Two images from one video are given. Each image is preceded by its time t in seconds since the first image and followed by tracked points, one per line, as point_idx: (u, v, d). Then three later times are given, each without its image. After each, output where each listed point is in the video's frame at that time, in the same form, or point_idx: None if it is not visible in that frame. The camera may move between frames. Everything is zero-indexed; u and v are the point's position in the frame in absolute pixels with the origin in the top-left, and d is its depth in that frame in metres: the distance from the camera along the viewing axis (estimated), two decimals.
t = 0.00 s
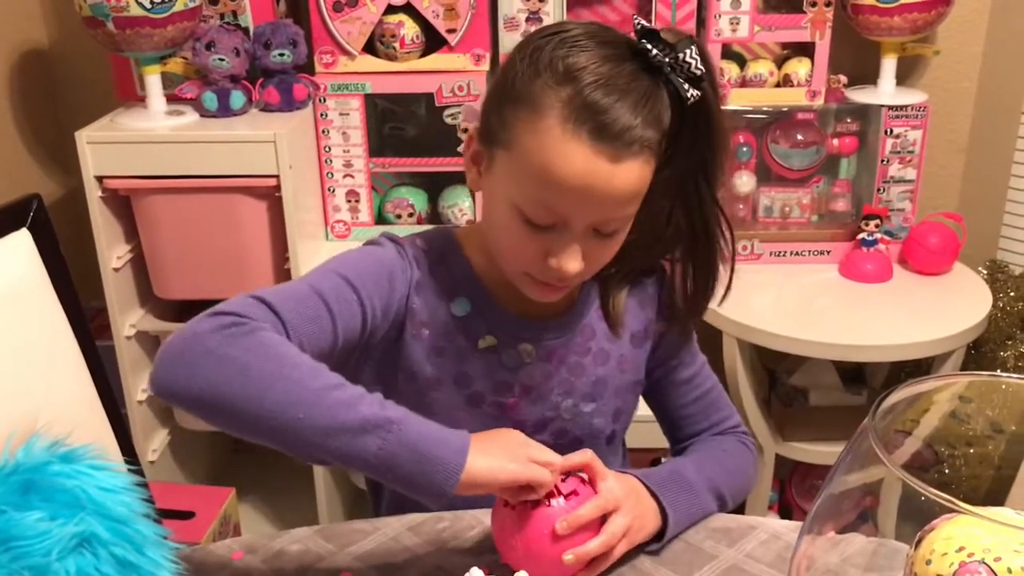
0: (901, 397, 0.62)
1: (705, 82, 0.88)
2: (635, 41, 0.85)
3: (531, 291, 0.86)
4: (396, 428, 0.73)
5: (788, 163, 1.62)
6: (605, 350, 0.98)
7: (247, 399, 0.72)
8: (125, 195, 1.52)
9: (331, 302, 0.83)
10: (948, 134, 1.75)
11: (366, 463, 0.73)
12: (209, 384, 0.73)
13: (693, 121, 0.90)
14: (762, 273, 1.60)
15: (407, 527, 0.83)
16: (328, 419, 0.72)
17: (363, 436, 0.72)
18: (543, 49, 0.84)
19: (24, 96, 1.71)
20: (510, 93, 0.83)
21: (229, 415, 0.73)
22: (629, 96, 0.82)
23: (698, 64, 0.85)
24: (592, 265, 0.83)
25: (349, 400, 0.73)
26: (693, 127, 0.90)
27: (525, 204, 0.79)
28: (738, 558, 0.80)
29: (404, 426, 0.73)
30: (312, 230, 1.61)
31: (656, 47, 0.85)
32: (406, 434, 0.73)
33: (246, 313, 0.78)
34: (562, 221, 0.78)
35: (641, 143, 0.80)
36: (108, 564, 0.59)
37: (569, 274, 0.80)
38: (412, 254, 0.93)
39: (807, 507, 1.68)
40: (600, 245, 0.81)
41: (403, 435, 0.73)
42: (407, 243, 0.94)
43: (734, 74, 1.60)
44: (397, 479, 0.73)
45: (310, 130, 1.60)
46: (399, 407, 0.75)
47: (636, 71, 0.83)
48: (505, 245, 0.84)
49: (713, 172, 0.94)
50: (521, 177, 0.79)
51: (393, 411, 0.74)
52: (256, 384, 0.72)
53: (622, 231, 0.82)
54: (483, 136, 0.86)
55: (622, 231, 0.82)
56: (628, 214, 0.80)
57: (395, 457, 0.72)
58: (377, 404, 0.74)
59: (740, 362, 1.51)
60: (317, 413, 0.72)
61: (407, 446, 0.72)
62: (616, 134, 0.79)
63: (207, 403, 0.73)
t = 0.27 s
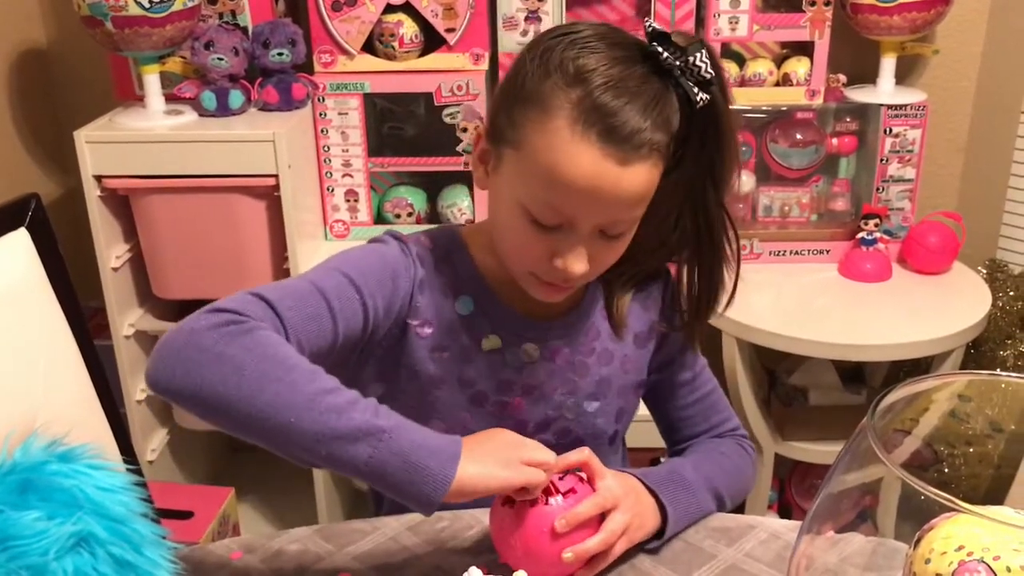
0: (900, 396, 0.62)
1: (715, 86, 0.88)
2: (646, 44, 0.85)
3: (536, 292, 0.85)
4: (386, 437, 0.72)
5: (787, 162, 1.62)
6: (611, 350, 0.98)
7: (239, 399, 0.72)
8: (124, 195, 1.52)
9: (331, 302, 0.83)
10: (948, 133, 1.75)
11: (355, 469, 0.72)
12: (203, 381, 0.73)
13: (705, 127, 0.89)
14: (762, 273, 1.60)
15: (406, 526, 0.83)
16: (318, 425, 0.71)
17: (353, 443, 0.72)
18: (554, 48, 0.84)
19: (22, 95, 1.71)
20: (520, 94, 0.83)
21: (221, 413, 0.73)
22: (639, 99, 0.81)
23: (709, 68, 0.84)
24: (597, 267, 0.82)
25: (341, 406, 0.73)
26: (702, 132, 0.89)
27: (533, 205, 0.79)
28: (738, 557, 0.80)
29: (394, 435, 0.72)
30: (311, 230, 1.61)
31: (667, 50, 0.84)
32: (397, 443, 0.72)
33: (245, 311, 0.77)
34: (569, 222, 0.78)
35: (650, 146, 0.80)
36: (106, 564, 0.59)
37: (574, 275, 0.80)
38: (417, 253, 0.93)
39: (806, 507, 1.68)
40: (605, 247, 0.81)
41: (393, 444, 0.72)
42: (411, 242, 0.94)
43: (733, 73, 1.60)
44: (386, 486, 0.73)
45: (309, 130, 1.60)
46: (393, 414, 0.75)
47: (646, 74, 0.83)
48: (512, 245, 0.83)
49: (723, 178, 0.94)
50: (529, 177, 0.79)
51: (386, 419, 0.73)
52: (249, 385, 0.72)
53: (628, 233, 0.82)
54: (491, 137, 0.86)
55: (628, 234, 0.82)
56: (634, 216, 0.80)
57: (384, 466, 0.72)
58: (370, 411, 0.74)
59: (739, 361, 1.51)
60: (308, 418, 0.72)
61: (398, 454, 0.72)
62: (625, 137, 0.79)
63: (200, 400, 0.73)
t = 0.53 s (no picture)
0: (899, 393, 0.62)
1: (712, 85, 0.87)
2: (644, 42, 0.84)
3: (533, 289, 0.86)
4: (390, 430, 0.73)
5: (787, 161, 1.62)
6: (608, 348, 0.98)
7: (241, 395, 0.72)
8: (123, 194, 1.52)
9: (331, 300, 0.83)
10: (948, 131, 1.75)
11: (359, 463, 0.72)
12: (204, 378, 0.73)
13: (705, 125, 0.89)
14: (761, 272, 1.60)
15: (404, 526, 0.83)
16: (322, 420, 0.72)
17: (358, 435, 0.72)
18: (550, 46, 0.83)
19: (20, 95, 1.70)
20: (516, 92, 0.83)
21: (222, 410, 0.72)
22: (636, 97, 0.81)
23: (707, 67, 0.83)
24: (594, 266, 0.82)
25: (345, 401, 0.73)
26: (699, 131, 0.89)
27: (529, 204, 0.79)
28: (737, 556, 0.80)
29: (400, 428, 0.73)
30: (310, 229, 1.61)
31: (665, 49, 0.84)
32: (400, 436, 0.73)
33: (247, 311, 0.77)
34: (565, 220, 0.78)
35: (647, 145, 0.80)
36: (104, 563, 0.57)
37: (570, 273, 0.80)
38: (416, 251, 0.93)
39: (806, 505, 1.68)
40: (603, 247, 0.81)
41: (399, 436, 0.73)
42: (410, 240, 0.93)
43: (733, 71, 1.60)
44: (389, 479, 0.73)
45: (308, 129, 1.60)
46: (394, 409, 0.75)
47: (643, 72, 0.83)
48: (508, 244, 0.83)
49: (721, 176, 0.94)
50: (524, 175, 0.79)
51: (388, 413, 0.74)
52: (252, 380, 0.72)
53: (623, 233, 0.82)
54: (488, 134, 0.86)
55: (625, 233, 0.83)
56: (632, 215, 0.80)
57: (389, 458, 0.72)
58: (372, 406, 0.74)
59: (739, 359, 1.51)
60: (312, 412, 0.72)
61: (401, 447, 0.72)
62: (622, 136, 0.78)
63: (201, 397, 0.73)
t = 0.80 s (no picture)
0: (899, 393, 0.62)
1: (705, 81, 0.87)
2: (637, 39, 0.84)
3: (527, 287, 0.85)
4: (333, 437, 0.69)
5: (786, 159, 1.62)
6: (605, 346, 0.98)
7: (181, 416, 0.69)
8: (122, 194, 1.52)
9: (303, 313, 0.82)
10: (947, 130, 1.75)
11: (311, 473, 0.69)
12: (155, 398, 0.70)
13: (700, 122, 0.89)
14: (760, 271, 1.60)
15: (404, 526, 0.83)
16: (270, 430, 0.69)
17: (307, 443, 0.69)
18: (541, 45, 0.83)
19: (20, 95, 1.71)
20: (508, 91, 0.83)
21: (177, 430, 0.70)
22: (627, 95, 0.81)
23: (702, 63, 0.84)
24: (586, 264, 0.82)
25: (293, 408, 0.70)
26: (695, 127, 0.89)
27: (521, 203, 0.79)
28: (737, 555, 0.80)
29: (341, 434, 0.69)
30: (309, 228, 1.61)
31: (657, 47, 0.84)
32: (350, 441, 0.69)
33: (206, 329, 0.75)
34: (558, 219, 0.78)
35: (638, 142, 0.80)
36: (103, 564, 0.57)
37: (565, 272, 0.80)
38: (402, 254, 0.93)
39: (805, 504, 1.68)
40: (595, 247, 0.81)
41: (347, 442, 0.69)
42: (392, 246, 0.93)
43: (732, 70, 1.60)
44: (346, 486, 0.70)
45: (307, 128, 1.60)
46: (347, 408, 0.71)
47: (635, 70, 0.82)
48: (503, 241, 0.83)
49: (718, 172, 0.94)
50: (515, 174, 0.79)
51: (337, 417, 0.70)
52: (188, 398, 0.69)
53: (618, 231, 0.82)
54: (481, 133, 0.86)
55: (618, 232, 0.82)
56: (626, 212, 0.80)
57: (340, 466, 0.69)
58: (324, 411, 0.70)
59: (739, 358, 1.51)
60: (261, 422, 0.69)
61: (351, 451, 0.69)
62: (613, 135, 0.78)
63: (150, 422, 0.70)
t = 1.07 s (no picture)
0: (899, 392, 0.62)
1: (693, 80, 0.87)
2: (620, 42, 0.84)
3: (517, 290, 0.85)
4: (344, 452, 0.75)
5: (786, 158, 1.62)
6: (595, 346, 0.98)
7: (206, 462, 0.75)
8: (122, 194, 1.52)
9: (293, 338, 0.84)
10: (947, 128, 1.75)
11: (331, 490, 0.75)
12: (173, 454, 0.76)
13: (687, 124, 0.89)
14: (761, 269, 1.60)
15: (404, 525, 0.83)
16: (283, 461, 0.74)
17: (319, 464, 0.75)
18: (525, 50, 0.83)
19: (20, 95, 1.71)
20: (493, 98, 0.83)
21: (198, 475, 0.76)
22: (612, 98, 0.80)
23: (687, 62, 0.83)
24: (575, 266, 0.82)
25: (300, 434, 0.75)
26: (683, 128, 0.89)
27: (508, 208, 0.79)
28: (738, 553, 0.80)
29: (349, 450, 0.75)
30: (309, 228, 1.61)
31: (641, 49, 0.83)
32: (355, 458, 0.75)
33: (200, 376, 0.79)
34: (545, 223, 0.78)
35: (625, 147, 0.79)
36: (104, 564, 0.57)
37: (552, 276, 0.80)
38: (386, 263, 0.93)
39: (806, 503, 1.68)
40: (584, 250, 0.81)
41: (353, 458, 0.75)
42: (379, 254, 0.94)
43: (732, 69, 1.60)
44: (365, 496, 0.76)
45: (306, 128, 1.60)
46: (350, 422, 0.77)
47: (620, 73, 0.82)
48: (492, 246, 0.83)
49: (704, 171, 0.94)
50: (501, 182, 0.79)
51: (340, 434, 0.76)
52: (209, 446, 0.75)
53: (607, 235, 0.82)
54: (467, 138, 0.86)
55: (605, 236, 0.82)
56: (614, 216, 0.80)
57: (352, 481, 0.75)
58: (327, 430, 0.76)
59: (739, 357, 1.50)
60: (274, 455, 0.74)
61: (359, 467, 0.74)
62: (598, 140, 0.78)
63: (173, 472, 0.76)
